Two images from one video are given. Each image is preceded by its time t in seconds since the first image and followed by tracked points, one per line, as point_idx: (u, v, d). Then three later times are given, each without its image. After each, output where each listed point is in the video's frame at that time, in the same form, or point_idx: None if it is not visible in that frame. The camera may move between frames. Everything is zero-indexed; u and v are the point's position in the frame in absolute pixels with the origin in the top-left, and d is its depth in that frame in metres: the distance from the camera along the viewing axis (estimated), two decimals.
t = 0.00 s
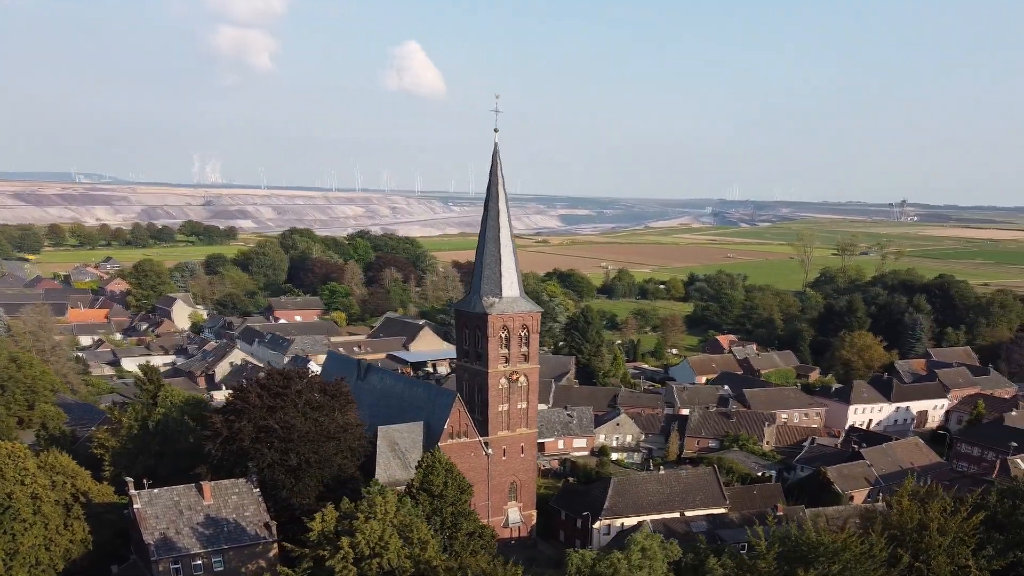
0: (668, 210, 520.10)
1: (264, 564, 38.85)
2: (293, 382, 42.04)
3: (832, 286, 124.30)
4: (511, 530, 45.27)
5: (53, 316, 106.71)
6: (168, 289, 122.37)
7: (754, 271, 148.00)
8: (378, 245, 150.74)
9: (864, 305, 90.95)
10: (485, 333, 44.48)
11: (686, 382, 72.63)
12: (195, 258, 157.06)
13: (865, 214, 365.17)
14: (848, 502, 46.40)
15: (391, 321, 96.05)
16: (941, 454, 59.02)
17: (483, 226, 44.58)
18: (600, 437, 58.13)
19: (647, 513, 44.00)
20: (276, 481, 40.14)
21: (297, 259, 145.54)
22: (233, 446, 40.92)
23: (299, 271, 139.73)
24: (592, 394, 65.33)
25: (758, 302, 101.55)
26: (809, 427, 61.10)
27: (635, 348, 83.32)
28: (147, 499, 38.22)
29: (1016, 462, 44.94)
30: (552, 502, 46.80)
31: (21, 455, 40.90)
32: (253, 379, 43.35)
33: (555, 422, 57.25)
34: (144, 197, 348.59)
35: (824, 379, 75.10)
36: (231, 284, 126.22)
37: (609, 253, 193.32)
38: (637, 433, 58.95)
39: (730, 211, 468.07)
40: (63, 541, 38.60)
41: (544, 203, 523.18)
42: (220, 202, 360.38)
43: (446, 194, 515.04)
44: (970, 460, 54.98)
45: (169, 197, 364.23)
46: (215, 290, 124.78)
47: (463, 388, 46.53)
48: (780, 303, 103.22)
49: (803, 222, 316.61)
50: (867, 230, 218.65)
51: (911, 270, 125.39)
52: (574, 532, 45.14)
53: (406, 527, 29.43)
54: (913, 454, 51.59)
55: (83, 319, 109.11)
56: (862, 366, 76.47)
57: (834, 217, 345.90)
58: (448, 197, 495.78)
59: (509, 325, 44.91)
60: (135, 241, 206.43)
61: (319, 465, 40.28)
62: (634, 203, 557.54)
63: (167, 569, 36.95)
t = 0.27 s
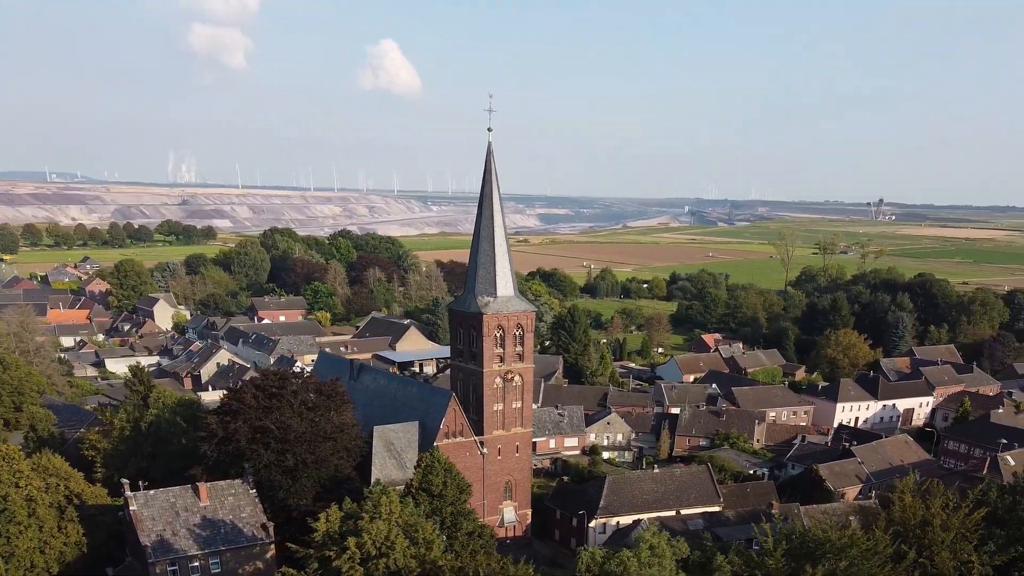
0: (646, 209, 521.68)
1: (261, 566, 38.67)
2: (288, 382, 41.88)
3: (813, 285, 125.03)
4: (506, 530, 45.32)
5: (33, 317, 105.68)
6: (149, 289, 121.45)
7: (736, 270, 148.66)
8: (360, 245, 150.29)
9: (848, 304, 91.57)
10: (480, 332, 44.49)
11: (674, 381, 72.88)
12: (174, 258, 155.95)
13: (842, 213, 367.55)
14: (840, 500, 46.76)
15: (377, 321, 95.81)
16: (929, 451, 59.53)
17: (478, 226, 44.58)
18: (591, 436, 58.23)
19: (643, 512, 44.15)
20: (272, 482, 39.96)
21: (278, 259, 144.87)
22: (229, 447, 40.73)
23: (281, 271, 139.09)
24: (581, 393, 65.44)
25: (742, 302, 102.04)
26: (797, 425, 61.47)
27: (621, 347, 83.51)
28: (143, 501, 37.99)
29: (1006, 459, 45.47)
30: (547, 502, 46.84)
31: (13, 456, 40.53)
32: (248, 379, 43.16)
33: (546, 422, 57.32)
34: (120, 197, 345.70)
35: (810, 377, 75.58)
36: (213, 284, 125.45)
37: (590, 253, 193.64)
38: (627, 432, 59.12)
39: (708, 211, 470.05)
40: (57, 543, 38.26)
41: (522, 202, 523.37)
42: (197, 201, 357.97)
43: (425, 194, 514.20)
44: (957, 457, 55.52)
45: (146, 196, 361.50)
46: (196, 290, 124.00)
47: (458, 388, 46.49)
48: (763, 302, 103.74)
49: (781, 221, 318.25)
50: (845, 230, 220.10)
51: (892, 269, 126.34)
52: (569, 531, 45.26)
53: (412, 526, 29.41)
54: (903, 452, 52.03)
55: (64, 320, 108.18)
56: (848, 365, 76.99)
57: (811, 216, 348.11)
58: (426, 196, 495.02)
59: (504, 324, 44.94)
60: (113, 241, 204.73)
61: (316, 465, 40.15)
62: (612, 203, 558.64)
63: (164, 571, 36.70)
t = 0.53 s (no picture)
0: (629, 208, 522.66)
1: (260, 567, 38.55)
2: (285, 383, 41.74)
3: (799, 284, 125.64)
4: (503, 529, 45.36)
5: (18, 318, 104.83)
6: (134, 289, 120.70)
7: (721, 269, 149.19)
8: (346, 244, 149.91)
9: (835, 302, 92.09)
10: (477, 332, 44.53)
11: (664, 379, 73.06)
12: (158, 258, 155.06)
13: (824, 212, 369.35)
14: (834, 497, 47.09)
15: (365, 321, 95.62)
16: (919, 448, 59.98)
17: (473, 225, 44.60)
18: (584, 435, 58.32)
19: (639, 510, 44.33)
20: (270, 482, 39.85)
21: (264, 259, 144.29)
22: (226, 448, 40.58)
23: (267, 271, 138.55)
24: (573, 393, 65.51)
25: (729, 301, 102.44)
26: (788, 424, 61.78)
27: (611, 346, 83.68)
28: (141, 502, 37.81)
29: (997, 456, 45.90)
30: (543, 501, 46.92)
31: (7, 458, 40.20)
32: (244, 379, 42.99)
33: (540, 421, 57.40)
34: (101, 196, 343.28)
35: (799, 376, 75.95)
36: (199, 284, 124.83)
37: (575, 252, 193.89)
38: (621, 431, 59.24)
39: (691, 210, 471.54)
40: (53, 546, 37.98)
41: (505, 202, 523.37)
42: (178, 201, 355.97)
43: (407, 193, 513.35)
44: (947, 455, 55.97)
45: (127, 196, 359.09)
46: (182, 290, 123.35)
47: (454, 388, 46.48)
48: (751, 301, 104.20)
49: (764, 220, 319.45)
50: (829, 229, 221.26)
51: (876, 268, 127.14)
52: (565, 530, 45.36)
53: (417, 527, 29.43)
54: (895, 449, 52.40)
55: (49, 320, 107.40)
56: (836, 363, 77.43)
57: (794, 216, 349.76)
58: (409, 195, 494.17)
59: (500, 324, 44.99)
60: (94, 241, 203.33)
61: (314, 465, 40.07)
62: (595, 203, 559.44)
63: (163, 573, 36.54)
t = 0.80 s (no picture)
0: (608, 208, 523.87)
1: (257, 568, 38.41)
2: (281, 383, 41.54)
3: (781, 283, 126.37)
4: (498, 529, 45.43)
5: None
6: (116, 289, 119.82)
7: (703, 268, 149.76)
8: (328, 243, 149.44)
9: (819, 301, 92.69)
10: (472, 332, 44.51)
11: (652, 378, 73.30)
12: (138, 258, 153.99)
13: (802, 211, 371.81)
14: (826, 495, 47.41)
15: (351, 321, 95.37)
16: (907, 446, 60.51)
17: (467, 225, 44.60)
18: (575, 434, 58.42)
19: (634, 509, 44.48)
20: (267, 483, 39.70)
21: (246, 259, 143.60)
22: (222, 449, 40.37)
23: (249, 271, 137.92)
24: (563, 392, 65.62)
25: (714, 300, 102.91)
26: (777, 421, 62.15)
27: (598, 346, 83.88)
28: (137, 504, 37.58)
29: (988, 453, 46.39)
30: (538, 500, 46.99)
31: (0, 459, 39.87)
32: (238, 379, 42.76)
33: (531, 421, 57.48)
34: (77, 196, 340.32)
35: (786, 374, 76.42)
36: (181, 284, 124.13)
37: (557, 252, 194.14)
38: (611, 430, 59.39)
39: (669, 209, 473.12)
40: (48, 548, 37.67)
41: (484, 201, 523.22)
42: (155, 200, 353.46)
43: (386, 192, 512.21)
44: (935, 452, 56.51)
45: (103, 195, 356.25)
46: (164, 290, 122.59)
47: (449, 388, 46.45)
48: (735, 300, 104.71)
49: (743, 220, 321.04)
50: (808, 228, 222.58)
51: (858, 267, 128.13)
52: (561, 529, 45.44)
53: (424, 527, 29.43)
54: (885, 447, 52.83)
55: (29, 321, 106.44)
56: (822, 361, 77.95)
57: (772, 215, 351.73)
58: (387, 195, 493.06)
59: (495, 323, 44.98)
60: (72, 241, 201.63)
61: (311, 466, 40.00)
62: (574, 202, 560.22)
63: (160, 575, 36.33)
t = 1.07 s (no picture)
0: (590, 207, 524.60)
1: (256, 569, 38.29)
2: (279, 383, 41.40)
3: (766, 282, 126.86)
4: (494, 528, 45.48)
5: None
6: (100, 289, 119.06)
7: (689, 268, 150.19)
8: (313, 243, 148.97)
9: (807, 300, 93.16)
10: (468, 331, 44.50)
11: (643, 377, 73.51)
12: (121, 258, 153.00)
13: (784, 210, 373.77)
14: (820, 493, 47.68)
15: (339, 321, 95.17)
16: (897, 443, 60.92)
17: (463, 225, 44.56)
18: (568, 433, 58.52)
19: (631, 507, 44.59)
20: (266, 484, 39.61)
21: (230, 258, 142.95)
22: (220, 450, 40.22)
23: (234, 271, 137.32)
24: (555, 391, 65.73)
25: (702, 299, 103.24)
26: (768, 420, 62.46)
27: (587, 345, 84.03)
28: (135, 506, 37.43)
29: (980, 451, 46.77)
30: (534, 499, 47.04)
31: None
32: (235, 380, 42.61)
33: (524, 420, 57.55)
34: (56, 195, 337.68)
35: (775, 373, 76.80)
36: (166, 284, 123.52)
37: (542, 251, 194.17)
38: (604, 430, 59.55)
39: (651, 209, 474.07)
40: (44, 549, 37.46)
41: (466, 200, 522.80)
42: (135, 199, 351.20)
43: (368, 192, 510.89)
44: (925, 450, 56.90)
45: (83, 195, 353.70)
46: (149, 290, 121.92)
47: (445, 387, 46.44)
48: (722, 299, 105.07)
49: (726, 219, 322.14)
50: (791, 227, 223.53)
51: (842, 267, 128.81)
52: (558, 528, 45.51)
53: (429, 525, 29.49)
54: (877, 444, 53.15)
55: (13, 322, 105.64)
56: (811, 360, 78.36)
57: (754, 215, 353.12)
58: (369, 195, 491.94)
59: (492, 323, 44.99)
60: (53, 240, 200.09)
61: (310, 466, 39.92)
62: (557, 201, 560.73)
63: None
